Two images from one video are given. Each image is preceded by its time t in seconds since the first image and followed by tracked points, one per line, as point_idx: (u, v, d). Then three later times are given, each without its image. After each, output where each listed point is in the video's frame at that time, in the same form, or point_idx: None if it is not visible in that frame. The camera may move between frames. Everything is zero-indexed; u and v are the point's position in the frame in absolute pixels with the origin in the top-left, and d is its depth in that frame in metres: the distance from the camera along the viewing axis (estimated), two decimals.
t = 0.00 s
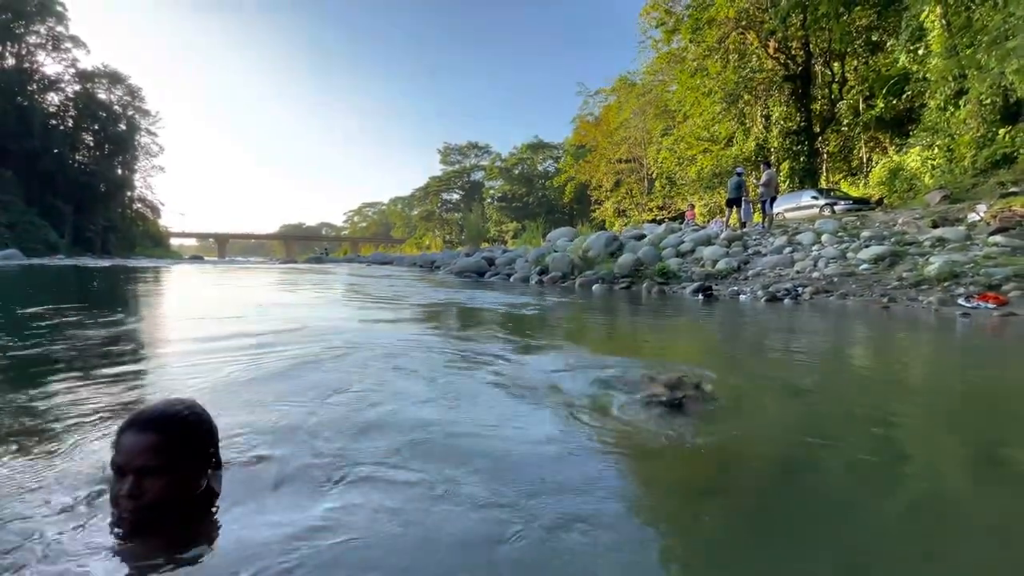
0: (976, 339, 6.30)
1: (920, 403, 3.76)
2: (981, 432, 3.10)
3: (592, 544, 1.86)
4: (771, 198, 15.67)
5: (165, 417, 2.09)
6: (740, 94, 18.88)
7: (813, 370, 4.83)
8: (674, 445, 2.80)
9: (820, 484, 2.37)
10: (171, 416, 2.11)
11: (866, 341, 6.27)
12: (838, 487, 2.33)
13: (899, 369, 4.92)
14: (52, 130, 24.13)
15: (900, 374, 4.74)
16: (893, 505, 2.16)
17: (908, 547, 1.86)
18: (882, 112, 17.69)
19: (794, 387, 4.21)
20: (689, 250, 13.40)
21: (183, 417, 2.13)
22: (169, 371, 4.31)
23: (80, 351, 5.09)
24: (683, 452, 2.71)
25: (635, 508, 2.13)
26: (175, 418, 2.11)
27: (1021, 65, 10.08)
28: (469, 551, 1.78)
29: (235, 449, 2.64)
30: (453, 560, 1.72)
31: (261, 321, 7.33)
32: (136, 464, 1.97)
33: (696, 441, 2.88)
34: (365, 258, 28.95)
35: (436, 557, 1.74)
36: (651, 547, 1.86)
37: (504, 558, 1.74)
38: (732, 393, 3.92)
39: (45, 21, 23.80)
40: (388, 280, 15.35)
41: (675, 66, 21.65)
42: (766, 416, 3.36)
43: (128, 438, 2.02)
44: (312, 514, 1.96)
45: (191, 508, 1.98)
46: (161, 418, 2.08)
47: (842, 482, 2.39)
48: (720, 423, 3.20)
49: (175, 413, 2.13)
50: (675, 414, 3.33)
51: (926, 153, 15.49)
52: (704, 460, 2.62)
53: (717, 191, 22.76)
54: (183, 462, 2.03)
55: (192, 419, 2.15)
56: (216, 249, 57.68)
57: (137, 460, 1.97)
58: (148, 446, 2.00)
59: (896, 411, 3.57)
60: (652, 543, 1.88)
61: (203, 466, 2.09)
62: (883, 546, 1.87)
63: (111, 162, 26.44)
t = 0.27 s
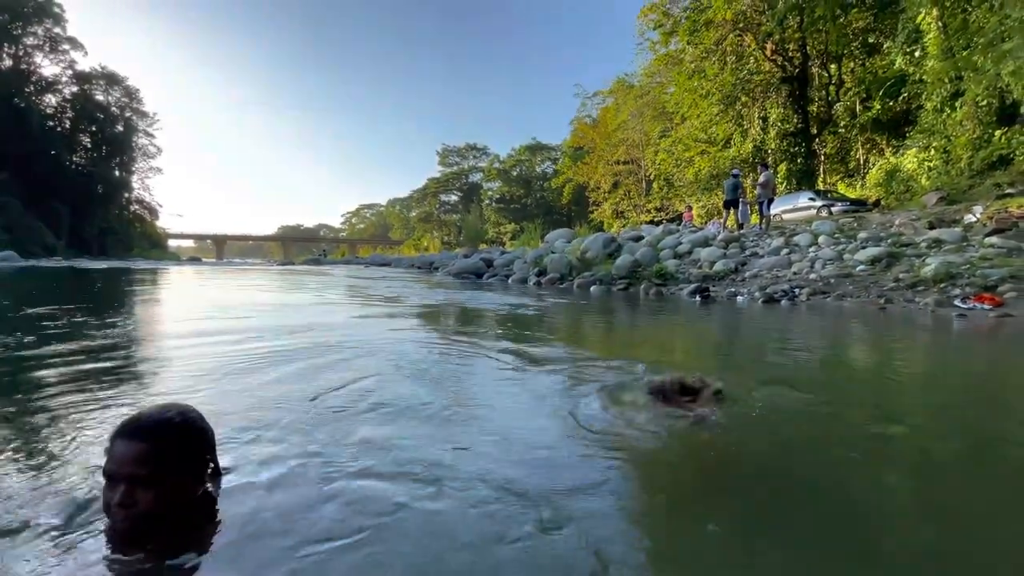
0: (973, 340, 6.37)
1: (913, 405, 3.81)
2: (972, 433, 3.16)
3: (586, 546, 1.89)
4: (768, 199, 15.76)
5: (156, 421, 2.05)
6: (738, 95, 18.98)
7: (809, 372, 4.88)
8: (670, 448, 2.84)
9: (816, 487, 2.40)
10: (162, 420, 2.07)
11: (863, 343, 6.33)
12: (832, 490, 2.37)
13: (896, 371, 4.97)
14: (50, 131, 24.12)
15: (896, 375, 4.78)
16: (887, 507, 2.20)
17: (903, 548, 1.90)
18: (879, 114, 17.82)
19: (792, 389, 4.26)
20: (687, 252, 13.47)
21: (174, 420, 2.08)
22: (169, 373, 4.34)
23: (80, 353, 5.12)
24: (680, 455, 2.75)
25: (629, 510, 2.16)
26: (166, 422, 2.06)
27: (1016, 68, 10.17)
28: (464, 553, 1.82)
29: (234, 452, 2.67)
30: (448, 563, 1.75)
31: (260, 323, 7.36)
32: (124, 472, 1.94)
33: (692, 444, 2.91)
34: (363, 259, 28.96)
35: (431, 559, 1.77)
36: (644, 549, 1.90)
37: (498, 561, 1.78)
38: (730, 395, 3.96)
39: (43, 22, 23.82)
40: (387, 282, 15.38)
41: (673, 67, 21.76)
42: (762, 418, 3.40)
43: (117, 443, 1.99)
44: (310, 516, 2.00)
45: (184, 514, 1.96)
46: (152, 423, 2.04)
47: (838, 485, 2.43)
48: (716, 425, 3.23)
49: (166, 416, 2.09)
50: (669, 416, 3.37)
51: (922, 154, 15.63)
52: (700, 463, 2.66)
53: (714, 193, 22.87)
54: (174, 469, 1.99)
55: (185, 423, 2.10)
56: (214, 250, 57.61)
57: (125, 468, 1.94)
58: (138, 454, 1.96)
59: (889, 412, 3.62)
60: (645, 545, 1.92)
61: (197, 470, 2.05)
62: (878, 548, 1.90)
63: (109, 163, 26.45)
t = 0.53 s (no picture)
0: (970, 341, 6.39)
1: (910, 405, 3.83)
2: (972, 434, 3.17)
3: (583, 545, 1.89)
4: (766, 200, 15.80)
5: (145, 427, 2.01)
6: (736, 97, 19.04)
7: (807, 373, 4.89)
8: (671, 450, 2.84)
9: (821, 488, 2.40)
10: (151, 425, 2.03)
11: (862, 344, 6.34)
12: (838, 491, 2.37)
13: (894, 371, 4.98)
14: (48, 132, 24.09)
15: (895, 376, 4.79)
16: (894, 508, 2.20)
17: (912, 550, 1.90)
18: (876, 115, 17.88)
19: (791, 389, 4.26)
20: (685, 253, 13.50)
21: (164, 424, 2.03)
22: (169, 374, 4.34)
23: (80, 354, 5.12)
24: (681, 456, 2.75)
25: (626, 509, 2.18)
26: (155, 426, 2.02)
27: (1012, 69, 10.22)
28: (458, 550, 1.82)
29: (232, 452, 2.68)
30: (444, 562, 1.75)
31: (259, 324, 7.36)
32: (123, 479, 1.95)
33: (693, 445, 2.91)
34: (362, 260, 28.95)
35: (425, 558, 1.77)
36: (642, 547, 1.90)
37: (493, 558, 1.79)
38: (729, 395, 3.97)
39: (41, 23, 23.82)
40: (385, 283, 15.38)
41: (671, 69, 21.83)
42: (761, 419, 3.40)
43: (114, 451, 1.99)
44: (308, 515, 2.01)
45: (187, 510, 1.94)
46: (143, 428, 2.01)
47: (842, 486, 2.43)
48: (717, 426, 3.23)
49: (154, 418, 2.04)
50: (668, 417, 3.37)
51: (920, 155, 15.68)
52: (703, 464, 2.65)
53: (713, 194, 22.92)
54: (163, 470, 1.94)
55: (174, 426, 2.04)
56: (212, 252, 57.55)
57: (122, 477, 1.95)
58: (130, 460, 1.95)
59: (887, 412, 3.64)
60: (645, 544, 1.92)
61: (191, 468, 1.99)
62: (889, 550, 1.90)
63: (107, 164, 26.38)
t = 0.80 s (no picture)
0: (968, 342, 6.41)
1: (908, 405, 3.85)
2: (972, 434, 3.19)
3: (583, 546, 1.89)
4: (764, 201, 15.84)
5: (142, 432, 2.01)
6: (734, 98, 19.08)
7: (806, 373, 4.90)
8: (673, 451, 2.83)
9: (826, 489, 2.40)
10: (148, 430, 2.01)
11: (860, 344, 6.36)
12: (843, 492, 2.37)
13: (894, 372, 4.99)
14: (45, 133, 24.03)
15: (895, 377, 4.80)
16: (901, 508, 2.20)
17: (921, 549, 1.90)
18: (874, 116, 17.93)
19: (792, 390, 4.27)
20: (684, 254, 13.52)
21: (163, 428, 2.03)
22: (167, 375, 4.33)
23: (79, 355, 5.11)
24: (684, 457, 2.75)
25: (631, 508, 2.18)
26: (153, 431, 2.02)
27: (1009, 71, 10.26)
28: (457, 552, 1.82)
29: (230, 454, 2.67)
30: (443, 564, 1.74)
31: (259, 325, 7.36)
32: (117, 486, 1.93)
33: (696, 446, 2.90)
34: (361, 261, 28.91)
35: (424, 560, 1.76)
36: (644, 548, 1.90)
37: (493, 560, 1.78)
38: (730, 395, 3.98)
39: (40, 23, 23.80)
40: (384, 284, 15.38)
41: (669, 70, 21.88)
42: (763, 420, 3.41)
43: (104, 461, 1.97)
44: (307, 517, 2.00)
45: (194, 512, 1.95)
46: (140, 435, 2.00)
47: (847, 487, 2.43)
48: (719, 427, 3.23)
49: (152, 425, 2.04)
50: (668, 418, 3.37)
51: (917, 157, 15.71)
52: (707, 465, 2.65)
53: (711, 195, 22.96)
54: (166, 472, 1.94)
55: (173, 430, 2.04)
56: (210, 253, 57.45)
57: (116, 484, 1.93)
58: (128, 464, 1.95)
59: (886, 413, 3.66)
60: (647, 546, 1.92)
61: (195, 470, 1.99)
62: (899, 549, 1.90)
63: (105, 164, 26.29)
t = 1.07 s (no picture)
0: (965, 342, 6.39)
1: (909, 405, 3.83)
2: (973, 433, 3.17)
3: (584, 548, 1.86)
4: (762, 202, 15.84)
5: (135, 443, 1.72)
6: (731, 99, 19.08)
7: (805, 374, 4.88)
8: (674, 452, 2.80)
9: (832, 489, 2.37)
10: (143, 441, 1.73)
11: (858, 345, 6.34)
12: (850, 491, 2.34)
13: (892, 372, 4.97)
14: (42, 134, 23.92)
15: (894, 377, 4.78)
16: (908, 507, 2.17)
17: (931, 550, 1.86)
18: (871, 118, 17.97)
19: (792, 389, 4.25)
20: (682, 254, 13.50)
21: (160, 439, 1.75)
22: (163, 376, 4.29)
23: (71, 357, 5.04)
24: (687, 458, 2.71)
25: (634, 511, 2.14)
26: (148, 444, 1.73)
27: (1005, 72, 10.23)
28: (457, 554, 1.79)
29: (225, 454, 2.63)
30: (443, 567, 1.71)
31: (254, 326, 7.28)
32: (105, 501, 1.68)
33: (698, 447, 2.87)
34: (359, 262, 28.85)
35: (423, 563, 1.73)
36: (646, 549, 1.87)
37: (493, 563, 1.75)
38: (730, 396, 3.95)
39: (35, 23, 23.72)
40: (382, 284, 15.33)
41: (667, 71, 21.89)
42: (765, 420, 3.38)
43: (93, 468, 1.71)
44: (305, 520, 1.97)
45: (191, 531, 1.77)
46: (133, 446, 1.72)
47: (849, 486, 2.40)
48: (721, 427, 3.19)
49: (147, 433, 1.77)
50: (668, 417, 3.34)
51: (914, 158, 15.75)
52: (709, 466, 2.61)
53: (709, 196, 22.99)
54: (163, 492, 1.69)
55: (172, 442, 1.77)
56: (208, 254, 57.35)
57: (104, 500, 1.68)
58: (118, 480, 1.68)
59: (889, 412, 3.63)
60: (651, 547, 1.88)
61: (194, 489, 1.77)
62: (909, 549, 1.86)
63: (101, 165, 26.16)
